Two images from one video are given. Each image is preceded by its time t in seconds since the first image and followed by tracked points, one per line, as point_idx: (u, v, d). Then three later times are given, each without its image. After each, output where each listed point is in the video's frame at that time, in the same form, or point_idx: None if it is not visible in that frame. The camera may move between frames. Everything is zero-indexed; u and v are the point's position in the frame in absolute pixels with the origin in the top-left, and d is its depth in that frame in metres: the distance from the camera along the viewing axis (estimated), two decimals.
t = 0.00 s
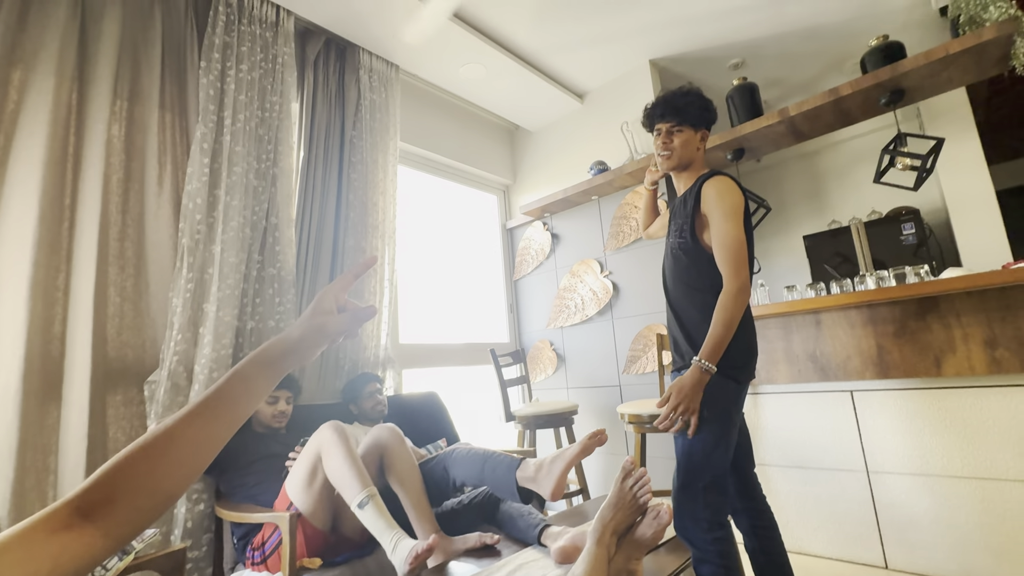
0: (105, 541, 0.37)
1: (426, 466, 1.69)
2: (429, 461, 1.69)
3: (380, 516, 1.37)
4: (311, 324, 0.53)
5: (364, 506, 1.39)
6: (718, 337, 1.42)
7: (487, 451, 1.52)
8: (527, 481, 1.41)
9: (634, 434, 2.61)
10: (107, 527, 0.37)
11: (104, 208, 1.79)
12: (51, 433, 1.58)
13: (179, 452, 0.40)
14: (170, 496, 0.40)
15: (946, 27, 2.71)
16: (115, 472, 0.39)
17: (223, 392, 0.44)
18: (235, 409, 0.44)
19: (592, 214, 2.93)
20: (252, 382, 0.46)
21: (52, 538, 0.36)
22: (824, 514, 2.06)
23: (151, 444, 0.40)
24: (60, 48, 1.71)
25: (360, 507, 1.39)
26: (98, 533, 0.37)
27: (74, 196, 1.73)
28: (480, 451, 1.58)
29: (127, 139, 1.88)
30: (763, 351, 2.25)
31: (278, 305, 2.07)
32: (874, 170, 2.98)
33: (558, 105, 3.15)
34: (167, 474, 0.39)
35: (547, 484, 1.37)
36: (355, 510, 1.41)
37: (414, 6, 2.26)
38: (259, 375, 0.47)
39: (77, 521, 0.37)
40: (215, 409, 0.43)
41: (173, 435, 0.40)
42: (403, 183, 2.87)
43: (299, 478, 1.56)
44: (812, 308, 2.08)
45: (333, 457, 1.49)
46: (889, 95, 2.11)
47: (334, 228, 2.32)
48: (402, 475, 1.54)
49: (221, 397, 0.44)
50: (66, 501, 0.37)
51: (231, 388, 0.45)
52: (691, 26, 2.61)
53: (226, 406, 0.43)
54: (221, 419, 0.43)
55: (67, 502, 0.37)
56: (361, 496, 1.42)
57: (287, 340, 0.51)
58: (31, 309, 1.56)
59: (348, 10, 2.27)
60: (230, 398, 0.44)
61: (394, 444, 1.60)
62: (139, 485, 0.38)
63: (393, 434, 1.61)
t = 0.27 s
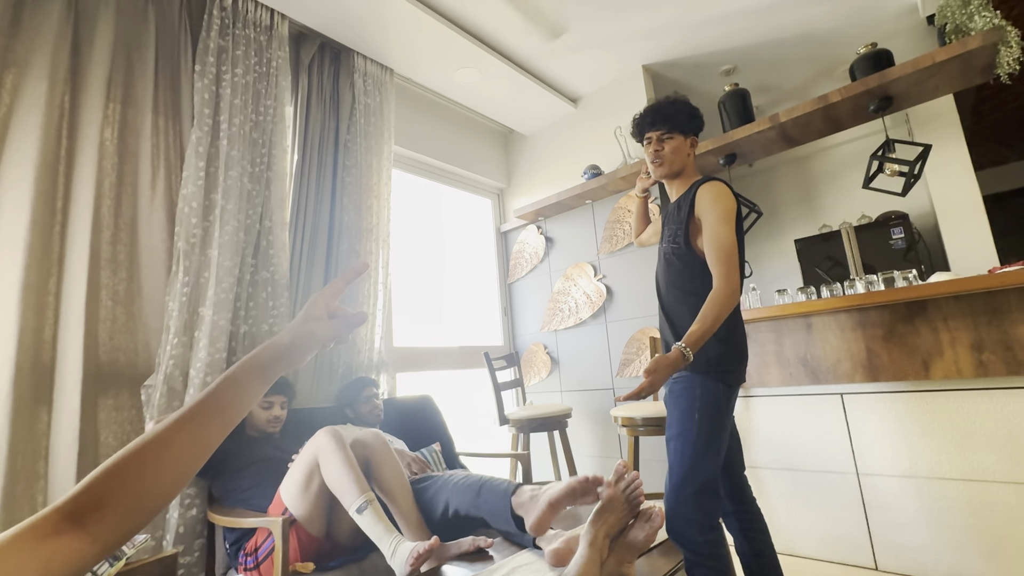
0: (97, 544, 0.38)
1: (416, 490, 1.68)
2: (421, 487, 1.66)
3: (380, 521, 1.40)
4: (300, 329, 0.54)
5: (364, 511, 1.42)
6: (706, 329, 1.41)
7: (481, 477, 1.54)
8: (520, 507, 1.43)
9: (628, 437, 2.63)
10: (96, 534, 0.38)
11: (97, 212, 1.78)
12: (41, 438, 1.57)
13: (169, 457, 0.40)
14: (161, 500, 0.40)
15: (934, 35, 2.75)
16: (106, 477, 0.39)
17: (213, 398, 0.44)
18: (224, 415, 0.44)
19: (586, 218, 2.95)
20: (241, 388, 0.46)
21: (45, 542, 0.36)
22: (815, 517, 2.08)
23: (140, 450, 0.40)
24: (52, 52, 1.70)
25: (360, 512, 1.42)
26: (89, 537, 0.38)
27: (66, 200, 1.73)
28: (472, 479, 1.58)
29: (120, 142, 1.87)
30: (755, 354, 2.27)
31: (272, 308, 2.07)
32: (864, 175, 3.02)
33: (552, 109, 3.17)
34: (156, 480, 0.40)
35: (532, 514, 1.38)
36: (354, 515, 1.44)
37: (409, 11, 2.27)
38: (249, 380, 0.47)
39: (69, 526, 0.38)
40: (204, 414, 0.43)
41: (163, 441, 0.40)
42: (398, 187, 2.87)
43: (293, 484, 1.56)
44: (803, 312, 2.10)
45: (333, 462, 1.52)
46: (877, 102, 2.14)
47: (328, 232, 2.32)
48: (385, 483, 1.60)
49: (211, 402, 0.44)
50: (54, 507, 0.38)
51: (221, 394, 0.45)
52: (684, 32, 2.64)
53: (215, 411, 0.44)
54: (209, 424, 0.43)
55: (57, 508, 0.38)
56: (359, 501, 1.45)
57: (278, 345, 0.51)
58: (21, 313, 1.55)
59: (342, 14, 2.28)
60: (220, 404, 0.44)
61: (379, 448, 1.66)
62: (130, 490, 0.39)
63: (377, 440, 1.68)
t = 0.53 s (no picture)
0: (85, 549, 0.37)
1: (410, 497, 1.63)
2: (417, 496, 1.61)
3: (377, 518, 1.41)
4: (298, 333, 0.53)
5: (359, 510, 1.43)
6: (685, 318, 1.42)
7: (475, 498, 1.41)
8: (515, 534, 1.29)
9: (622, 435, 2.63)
10: (85, 538, 0.37)
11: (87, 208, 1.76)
12: (30, 437, 1.55)
13: (161, 460, 0.40)
14: (151, 506, 0.39)
15: (927, 35, 2.77)
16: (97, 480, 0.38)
17: (207, 402, 0.44)
18: (217, 419, 0.43)
19: (581, 216, 2.95)
20: (237, 391, 0.46)
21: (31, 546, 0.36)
22: (808, 514, 2.09)
23: (131, 453, 0.39)
24: (41, 46, 1.68)
25: (355, 511, 1.43)
26: (77, 542, 0.37)
27: (55, 196, 1.70)
28: (465, 498, 1.47)
29: (110, 138, 1.85)
30: (748, 352, 2.27)
31: (265, 306, 2.05)
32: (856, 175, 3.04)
33: (547, 107, 3.16)
34: (148, 484, 0.39)
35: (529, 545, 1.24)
36: (350, 515, 1.44)
37: (404, 7, 2.26)
38: (246, 382, 0.47)
39: (56, 530, 0.37)
40: (197, 418, 0.42)
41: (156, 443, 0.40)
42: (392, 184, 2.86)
43: (287, 486, 1.56)
44: (796, 310, 2.11)
45: (327, 462, 1.52)
46: (870, 102, 2.15)
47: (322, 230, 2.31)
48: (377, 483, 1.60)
49: (205, 404, 0.43)
50: (43, 510, 0.37)
51: (215, 397, 0.44)
52: (679, 30, 2.64)
53: (208, 416, 0.43)
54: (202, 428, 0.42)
55: (44, 512, 0.37)
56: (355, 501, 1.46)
57: (275, 348, 0.51)
58: (10, 310, 1.53)
59: (336, 10, 2.26)
60: (213, 408, 0.43)
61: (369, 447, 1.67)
62: (121, 493, 0.38)
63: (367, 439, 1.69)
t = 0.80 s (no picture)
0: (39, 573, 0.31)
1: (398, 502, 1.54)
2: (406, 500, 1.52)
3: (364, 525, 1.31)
4: (280, 334, 0.44)
5: (344, 516, 1.33)
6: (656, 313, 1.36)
7: (467, 505, 1.33)
8: (509, 545, 1.21)
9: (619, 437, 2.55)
10: (44, 554, 0.31)
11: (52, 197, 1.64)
12: None
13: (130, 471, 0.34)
14: (115, 527, 0.33)
15: (934, 24, 2.69)
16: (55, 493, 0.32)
17: (183, 404, 0.37)
18: (196, 426, 0.37)
19: (577, 208, 2.86)
20: (219, 392, 0.39)
21: None
22: (811, 518, 2.02)
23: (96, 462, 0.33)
24: None
25: (340, 517, 1.33)
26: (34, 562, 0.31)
27: (18, 183, 1.58)
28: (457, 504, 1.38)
29: (77, 122, 1.73)
30: (751, 351, 2.19)
31: (244, 303, 1.94)
32: (863, 166, 2.97)
33: (541, 94, 3.06)
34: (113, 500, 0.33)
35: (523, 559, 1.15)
36: (333, 522, 1.34)
37: None
38: (232, 381, 0.40)
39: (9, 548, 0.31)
40: (172, 424, 0.36)
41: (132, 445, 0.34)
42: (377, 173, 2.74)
43: (266, 492, 1.45)
44: (799, 307, 2.02)
45: (308, 466, 1.42)
46: (877, 90, 2.08)
47: (304, 221, 2.19)
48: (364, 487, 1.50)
49: (186, 403, 0.37)
50: None
51: (194, 399, 0.38)
52: (680, 15, 2.55)
53: (185, 422, 0.36)
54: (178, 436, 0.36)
55: None
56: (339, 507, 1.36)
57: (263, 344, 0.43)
58: None
59: None
60: (190, 413, 0.37)
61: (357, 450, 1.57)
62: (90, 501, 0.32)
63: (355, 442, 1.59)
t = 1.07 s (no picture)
0: None
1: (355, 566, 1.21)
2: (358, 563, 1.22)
3: None
4: (211, 345, 0.41)
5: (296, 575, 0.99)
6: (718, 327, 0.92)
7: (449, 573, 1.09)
8: None
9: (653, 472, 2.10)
10: None
11: None
12: None
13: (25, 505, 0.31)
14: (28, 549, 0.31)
15: None
16: None
17: (95, 426, 0.34)
18: (112, 444, 0.34)
19: (600, 176, 2.38)
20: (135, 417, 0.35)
21: None
22: None
23: None
24: None
25: None
26: None
27: None
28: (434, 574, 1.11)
29: None
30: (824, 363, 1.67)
31: (165, 299, 1.48)
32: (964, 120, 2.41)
33: (554, 27, 2.54)
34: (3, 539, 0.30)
35: None
36: None
37: None
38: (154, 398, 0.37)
39: None
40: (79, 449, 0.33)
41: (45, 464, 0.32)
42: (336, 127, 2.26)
43: (197, 544, 1.11)
44: (890, 305, 1.55)
45: (253, 508, 1.09)
46: (998, 20, 1.55)
47: (242, 192, 1.68)
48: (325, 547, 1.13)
49: (109, 416, 0.35)
50: None
51: (106, 422, 0.34)
52: None
53: (97, 447, 0.33)
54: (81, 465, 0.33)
55: None
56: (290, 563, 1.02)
57: (180, 364, 0.39)
58: None
59: None
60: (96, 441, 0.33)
61: (329, 496, 1.21)
62: None
63: (329, 485, 1.23)
